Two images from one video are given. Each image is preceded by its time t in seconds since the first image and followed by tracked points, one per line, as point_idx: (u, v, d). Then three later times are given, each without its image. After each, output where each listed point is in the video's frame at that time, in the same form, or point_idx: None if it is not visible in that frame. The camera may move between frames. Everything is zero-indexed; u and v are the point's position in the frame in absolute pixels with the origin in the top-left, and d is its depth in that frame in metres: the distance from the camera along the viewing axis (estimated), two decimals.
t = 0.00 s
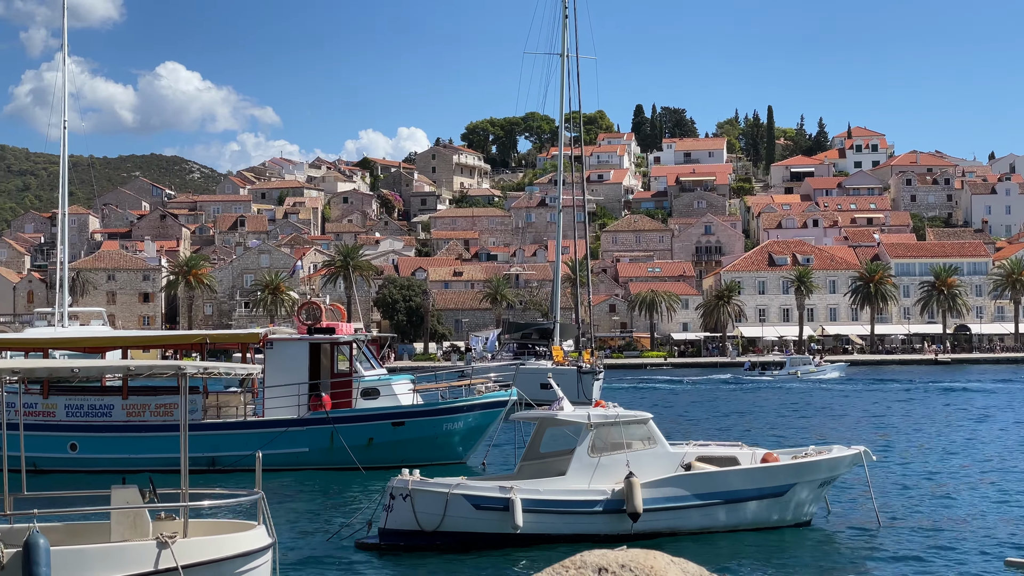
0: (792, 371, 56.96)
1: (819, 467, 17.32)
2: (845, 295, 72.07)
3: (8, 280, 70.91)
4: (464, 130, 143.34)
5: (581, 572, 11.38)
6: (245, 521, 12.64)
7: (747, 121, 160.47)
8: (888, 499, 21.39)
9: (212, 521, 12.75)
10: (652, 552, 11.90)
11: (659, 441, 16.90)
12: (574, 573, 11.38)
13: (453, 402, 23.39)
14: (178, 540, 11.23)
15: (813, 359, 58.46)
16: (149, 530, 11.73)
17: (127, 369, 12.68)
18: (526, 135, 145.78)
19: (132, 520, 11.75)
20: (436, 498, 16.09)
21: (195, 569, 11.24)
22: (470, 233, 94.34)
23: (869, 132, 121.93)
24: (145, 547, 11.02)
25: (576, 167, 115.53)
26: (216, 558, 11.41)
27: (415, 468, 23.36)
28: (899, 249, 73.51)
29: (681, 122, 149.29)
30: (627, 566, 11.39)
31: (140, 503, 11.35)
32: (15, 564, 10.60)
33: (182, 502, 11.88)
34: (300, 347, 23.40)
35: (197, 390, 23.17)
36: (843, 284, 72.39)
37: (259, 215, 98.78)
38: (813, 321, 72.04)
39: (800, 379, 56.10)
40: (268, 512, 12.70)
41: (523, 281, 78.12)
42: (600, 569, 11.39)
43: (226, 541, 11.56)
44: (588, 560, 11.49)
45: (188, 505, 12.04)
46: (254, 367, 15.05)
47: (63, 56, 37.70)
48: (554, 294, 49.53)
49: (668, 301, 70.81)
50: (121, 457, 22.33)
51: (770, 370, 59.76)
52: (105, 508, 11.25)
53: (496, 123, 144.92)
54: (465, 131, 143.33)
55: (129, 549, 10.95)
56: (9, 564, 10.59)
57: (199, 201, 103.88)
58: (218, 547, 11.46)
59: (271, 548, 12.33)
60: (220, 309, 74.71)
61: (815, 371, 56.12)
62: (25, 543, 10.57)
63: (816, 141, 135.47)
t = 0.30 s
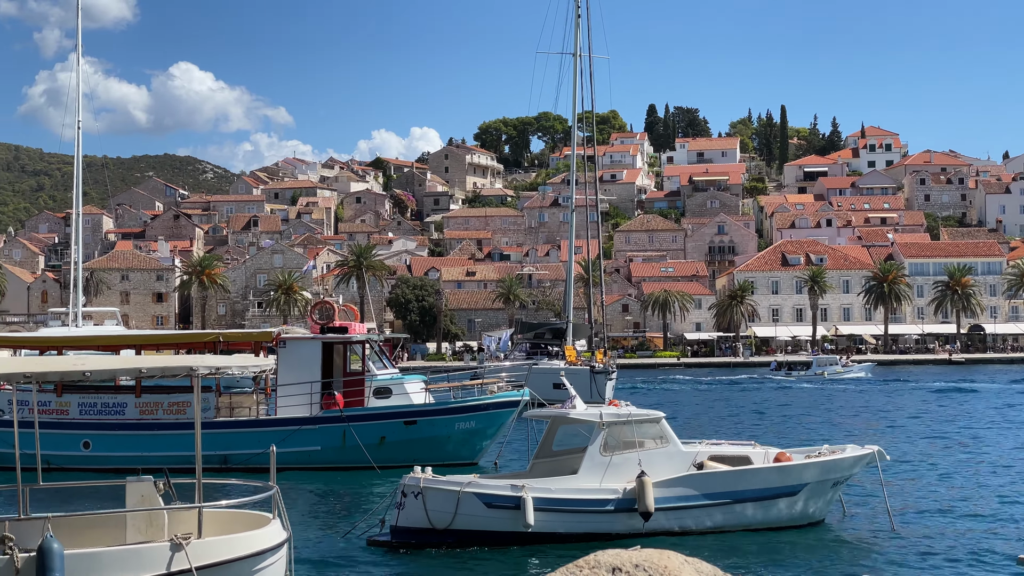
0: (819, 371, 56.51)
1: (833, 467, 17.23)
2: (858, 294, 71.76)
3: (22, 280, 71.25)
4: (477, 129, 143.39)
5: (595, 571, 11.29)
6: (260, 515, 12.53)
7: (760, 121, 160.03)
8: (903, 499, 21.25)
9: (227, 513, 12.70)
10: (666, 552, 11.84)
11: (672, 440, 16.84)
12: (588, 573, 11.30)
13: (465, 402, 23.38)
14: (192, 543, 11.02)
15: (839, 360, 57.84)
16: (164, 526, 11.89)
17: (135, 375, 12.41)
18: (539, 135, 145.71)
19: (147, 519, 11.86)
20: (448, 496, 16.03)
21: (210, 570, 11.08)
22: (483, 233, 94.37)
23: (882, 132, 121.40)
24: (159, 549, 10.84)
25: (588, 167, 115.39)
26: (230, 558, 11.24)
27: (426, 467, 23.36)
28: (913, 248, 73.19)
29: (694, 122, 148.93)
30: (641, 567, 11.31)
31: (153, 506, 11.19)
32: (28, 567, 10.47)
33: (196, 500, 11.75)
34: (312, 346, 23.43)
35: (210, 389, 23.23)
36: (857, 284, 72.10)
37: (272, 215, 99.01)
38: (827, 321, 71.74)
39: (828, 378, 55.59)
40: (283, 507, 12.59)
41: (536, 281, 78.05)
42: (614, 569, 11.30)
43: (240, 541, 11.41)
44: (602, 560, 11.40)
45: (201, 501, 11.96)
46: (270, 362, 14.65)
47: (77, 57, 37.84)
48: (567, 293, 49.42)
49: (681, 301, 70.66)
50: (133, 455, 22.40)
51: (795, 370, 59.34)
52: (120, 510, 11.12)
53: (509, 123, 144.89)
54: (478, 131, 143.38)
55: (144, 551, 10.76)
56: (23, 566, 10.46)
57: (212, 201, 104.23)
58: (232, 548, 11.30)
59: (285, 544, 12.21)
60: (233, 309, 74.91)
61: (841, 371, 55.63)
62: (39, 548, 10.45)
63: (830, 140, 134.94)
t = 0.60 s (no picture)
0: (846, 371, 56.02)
1: (846, 468, 17.15)
2: (872, 295, 71.43)
3: (36, 280, 71.61)
4: (490, 130, 143.45)
5: (609, 571, 11.26)
6: (274, 512, 12.24)
7: (773, 121, 159.61)
8: (918, 500, 21.10)
9: (241, 512, 12.42)
10: (680, 553, 11.75)
11: (684, 441, 16.74)
12: (601, 573, 11.27)
13: (477, 401, 23.36)
14: (207, 546, 10.68)
15: (868, 360, 57.27)
16: (180, 525, 11.68)
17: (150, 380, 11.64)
18: (551, 135, 145.66)
19: (161, 518, 11.65)
20: (459, 499, 16.01)
21: (225, 573, 10.73)
22: (496, 233, 94.44)
23: (895, 132, 120.94)
24: (173, 553, 10.49)
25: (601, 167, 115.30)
26: (247, 560, 10.90)
27: (437, 467, 23.37)
28: (927, 248, 72.86)
29: (707, 122, 148.58)
30: (654, 567, 11.25)
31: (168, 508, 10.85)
32: (42, 571, 10.09)
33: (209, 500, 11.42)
34: (323, 344, 23.45)
35: (223, 388, 23.29)
36: (870, 284, 71.76)
37: (285, 215, 99.30)
38: (840, 321, 71.48)
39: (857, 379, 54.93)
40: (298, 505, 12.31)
41: (548, 281, 78.03)
42: (627, 569, 11.25)
43: (256, 542, 11.07)
44: (615, 560, 11.36)
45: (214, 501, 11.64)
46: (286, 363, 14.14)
47: (90, 57, 37.99)
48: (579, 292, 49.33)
49: (694, 301, 70.53)
50: (146, 455, 22.50)
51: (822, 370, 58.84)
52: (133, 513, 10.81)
53: (521, 123, 144.92)
54: (490, 131, 143.44)
55: (158, 555, 10.45)
56: (37, 570, 10.08)
57: (225, 202, 104.57)
58: (249, 549, 10.97)
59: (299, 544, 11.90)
60: (246, 309, 75.19)
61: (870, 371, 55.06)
62: (52, 553, 10.06)
63: (843, 140, 134.45)
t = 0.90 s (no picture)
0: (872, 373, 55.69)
1: (859, 471, 17.07)
2: (884, 295, 71.10)
3: (49, 281, 71.94)
4: (501, 130, 143.56)
5: (621, 572, 11.25)
6: (286, 516, 12.24)
7: (785, 121, 159.26)
8: (931, 501, 21.01)
9: (254, 515, 12.42)
10: (692, 554, 11.73)
11: (696, 445, 16.64)
12: (614, 574, 11.25)
13: (488, 401, 23.35)
14: (221, 549, 10.64)
15: (893, 360, 57.03)
16: (193, 529, 11.48)
17: (163, 383, 11.46)
18: (562, 135, 145.62)
19: (175, 521, 11.51)
20: (470, 504, 15.99)
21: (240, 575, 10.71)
22: (507, 234, 94.48)
23: (908, 132, 120.54)
24: (187, 556, 10.48)
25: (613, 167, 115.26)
26: (261, 563, 10.88)
27: (449, 467, 23.39)
28: (939, 249, 72.55)
29: (718, 122, 148.31)
30: (667, 567, 11.24)
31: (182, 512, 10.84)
32: (57, 572, 10.10)
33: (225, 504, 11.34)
34: (335, 345, 23.48)
35: (235, 389, 23.34)
36: (883, 284, 71.42)
37: (297, 216, 99.55)
38: (852, 321, 71.23)
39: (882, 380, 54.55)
40: (311, 508, 12.28)
41: (560, 282, 77.99)
42: (640, 570, 11.24)
43: (271, 545, 11.04)
44: (628, 561, 11.34)
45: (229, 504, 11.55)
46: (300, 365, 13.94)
47: (103, 59, 38.19)
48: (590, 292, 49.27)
49: (706, 302, 70.37)
50: (158, 456, 22.56)
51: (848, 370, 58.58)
52: (148, 516, 10.77)
53: (533, 123, 144.95)
54: (502, 132, 143.57)
55: (172, 558, 10.43)
56: (51, 572, 10.09)
57: (237, 202, 104.81)
58: (264, 552, 10.95)
59: (314, 547, 11.88)
60: (258, 309, 75.38)
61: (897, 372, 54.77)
62: (67, 555, 10.06)
63: (855, 140, 134.06)
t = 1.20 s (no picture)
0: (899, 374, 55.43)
1: (871, 475, 17.02)
2: (897, 295, 70.74)
3: (62, 282, 72.27)
4: (513, 131, 143.63)
5: (634, 573, 11.10)
6: (299, 522, 12.23)
7: (797, 121, 158.80)
8: (945, 503, 20.87)
9: (267, 521, 12.42)
10: (705, 555, 11.65)
11: (707, 450, 16.58)
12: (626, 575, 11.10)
13: (499, 402, 23.35)
14: (235, 550, 10.64)
15: (920, 361, 56.79)
16: (206, 532, 11.49)
17: (178, 385, 11.37)
18: (574, 136, 145.51)
19: (189, 526, 11.49)
20: (482, 509, 15.98)
21: None
22: (519, 235, 94.52)
23: (920, 132, 120.05)
24: (201, 557, 10.47)
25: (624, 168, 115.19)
26: (275, 565, 10.86)
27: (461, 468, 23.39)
28: (953, 249, 72.20)
29: (730, 123, 147.97)
30: (679, 568, 11.14)
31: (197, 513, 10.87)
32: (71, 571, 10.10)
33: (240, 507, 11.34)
34: (345, 347, 23.51)
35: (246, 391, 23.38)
36: (896, 285, 71.05)
37: (309, 217, 99.77)
38: (865, 322, 70.96)
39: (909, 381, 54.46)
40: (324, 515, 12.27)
41: (572, 282, 77.95)
42: (653, 571, 11.12)
43: (284, 548, 11.03)
44: (641, 562, 11.21)
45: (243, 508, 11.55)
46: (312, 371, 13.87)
47: (115, 61, 38.36)
48: (601, 292, 49.20)
49: (718, 302, 70.23)
50: (170, 458, 22.63)
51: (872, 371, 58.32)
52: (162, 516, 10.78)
53: (544, 124, 144.91)
54: (513, 133, 143.64)
55: (187, 558, 10.44)
56: (66, 571, 10.07)
57: (249, 204, 105.03)
58: (277, 554, 10.93)
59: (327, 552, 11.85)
60: (270, 311, 75.57)
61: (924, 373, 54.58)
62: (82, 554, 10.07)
63: (867, 141, 133.62)
